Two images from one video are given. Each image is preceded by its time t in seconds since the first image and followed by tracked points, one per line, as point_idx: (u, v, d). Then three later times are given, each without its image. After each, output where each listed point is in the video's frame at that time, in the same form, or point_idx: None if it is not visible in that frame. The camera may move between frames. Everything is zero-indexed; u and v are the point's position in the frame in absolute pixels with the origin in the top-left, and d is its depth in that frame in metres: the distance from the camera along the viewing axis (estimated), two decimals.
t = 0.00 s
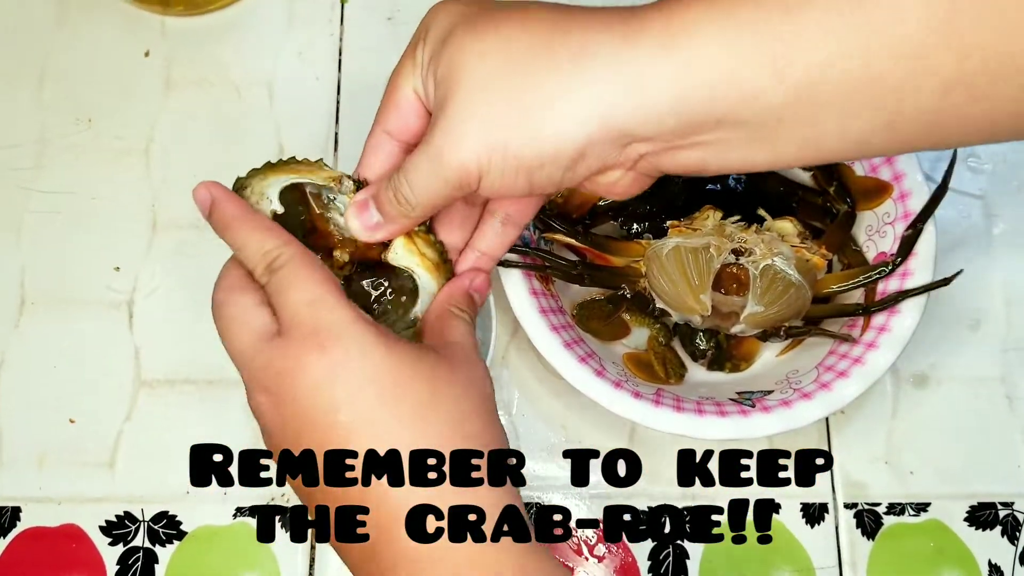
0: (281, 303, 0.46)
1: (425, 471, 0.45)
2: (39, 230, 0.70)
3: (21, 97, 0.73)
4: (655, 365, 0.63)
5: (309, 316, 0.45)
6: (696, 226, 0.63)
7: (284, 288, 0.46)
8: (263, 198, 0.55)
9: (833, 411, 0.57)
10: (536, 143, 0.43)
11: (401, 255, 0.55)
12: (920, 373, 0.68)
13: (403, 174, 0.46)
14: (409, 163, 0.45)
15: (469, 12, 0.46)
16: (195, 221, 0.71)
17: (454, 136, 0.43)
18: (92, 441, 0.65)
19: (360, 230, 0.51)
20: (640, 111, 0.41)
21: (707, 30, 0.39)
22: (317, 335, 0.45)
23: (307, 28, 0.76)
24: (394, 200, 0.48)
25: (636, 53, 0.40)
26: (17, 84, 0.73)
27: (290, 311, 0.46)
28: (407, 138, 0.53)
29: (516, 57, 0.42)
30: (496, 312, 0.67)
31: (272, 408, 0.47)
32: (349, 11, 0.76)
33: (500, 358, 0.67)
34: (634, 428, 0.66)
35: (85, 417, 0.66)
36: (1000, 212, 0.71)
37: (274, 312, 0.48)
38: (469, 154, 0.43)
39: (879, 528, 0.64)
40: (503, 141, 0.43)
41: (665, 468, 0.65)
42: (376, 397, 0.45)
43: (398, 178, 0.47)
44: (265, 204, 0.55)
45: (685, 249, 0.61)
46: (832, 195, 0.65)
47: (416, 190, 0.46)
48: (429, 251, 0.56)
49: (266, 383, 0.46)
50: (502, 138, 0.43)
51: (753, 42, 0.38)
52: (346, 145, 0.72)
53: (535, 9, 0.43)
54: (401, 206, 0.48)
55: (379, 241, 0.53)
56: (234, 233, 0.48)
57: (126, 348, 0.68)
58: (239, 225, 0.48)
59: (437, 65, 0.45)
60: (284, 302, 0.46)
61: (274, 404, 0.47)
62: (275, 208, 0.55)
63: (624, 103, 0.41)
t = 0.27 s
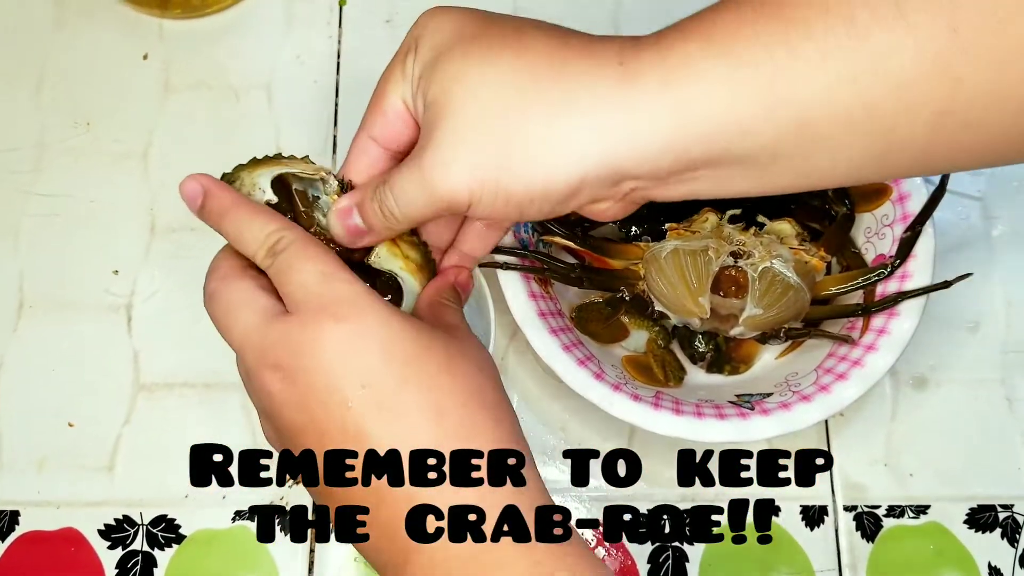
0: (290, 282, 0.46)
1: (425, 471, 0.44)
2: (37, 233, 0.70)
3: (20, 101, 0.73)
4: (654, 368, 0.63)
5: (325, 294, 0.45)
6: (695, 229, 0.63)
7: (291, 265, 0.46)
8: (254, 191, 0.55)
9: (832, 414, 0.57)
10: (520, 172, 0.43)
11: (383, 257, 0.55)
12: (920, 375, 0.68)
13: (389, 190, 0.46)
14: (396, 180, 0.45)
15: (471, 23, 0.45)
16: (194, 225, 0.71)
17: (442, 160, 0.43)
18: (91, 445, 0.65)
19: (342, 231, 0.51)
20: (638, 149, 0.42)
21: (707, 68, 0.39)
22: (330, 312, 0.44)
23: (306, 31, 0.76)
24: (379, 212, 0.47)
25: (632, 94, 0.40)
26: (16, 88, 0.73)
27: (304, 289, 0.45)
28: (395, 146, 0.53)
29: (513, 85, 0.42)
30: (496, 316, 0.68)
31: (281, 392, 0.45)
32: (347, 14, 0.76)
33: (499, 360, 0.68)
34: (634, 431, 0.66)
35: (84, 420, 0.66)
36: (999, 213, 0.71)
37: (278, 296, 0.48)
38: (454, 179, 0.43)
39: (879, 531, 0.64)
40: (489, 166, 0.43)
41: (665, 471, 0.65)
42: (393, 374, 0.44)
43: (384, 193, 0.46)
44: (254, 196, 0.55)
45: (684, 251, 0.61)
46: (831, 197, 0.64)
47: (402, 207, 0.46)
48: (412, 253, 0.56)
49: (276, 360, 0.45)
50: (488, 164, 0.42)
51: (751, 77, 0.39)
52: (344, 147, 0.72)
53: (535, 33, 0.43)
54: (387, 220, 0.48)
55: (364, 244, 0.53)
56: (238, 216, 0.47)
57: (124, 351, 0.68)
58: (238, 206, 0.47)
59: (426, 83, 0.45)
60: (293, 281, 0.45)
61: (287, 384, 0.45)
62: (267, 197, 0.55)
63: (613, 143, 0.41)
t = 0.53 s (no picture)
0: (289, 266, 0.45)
1: (425, 471, 0.43)
2: (36, 234, 0.70)
3: (19, 103, 0.73)
4: (653, 368, 0.63)
5: (317, 276, 0.44)
6: (694, 229, 0.63)
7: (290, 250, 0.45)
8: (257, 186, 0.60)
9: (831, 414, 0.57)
10: (513, 210, 0.43)
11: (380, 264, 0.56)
12: (919, 374, 0.68)
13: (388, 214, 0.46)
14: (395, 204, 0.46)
15: (472, 44, 0.45)
16: (193, 225, 0.71)
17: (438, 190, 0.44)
18: (90, 445, 0.65)
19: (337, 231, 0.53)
20: (631, 192, 0.42)
21: (708, 110, 0.40)
22: (330, 295, 0.44)
23: (304, 32, 0.76)
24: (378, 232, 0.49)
25: (626, 141, 0.41)
26: (14, 89, 0.73)
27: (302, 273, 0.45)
28: (385, 159, 0.53)
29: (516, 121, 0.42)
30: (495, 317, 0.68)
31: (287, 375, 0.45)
32: (346, 15, 0.76)
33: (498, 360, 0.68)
34: (633, 431, 0.66)
35: (83, 422, 0.66)
36: (998, 213, 0.71)
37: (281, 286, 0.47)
38: (450, 212, 0.44)
39: (878, 531, 0.64)
40: (484, 199, 0.43)
41: (664, 472, 0.65)
42: (396, 355, 0.44)
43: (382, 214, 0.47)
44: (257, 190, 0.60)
45: (682, 252, 0.61)
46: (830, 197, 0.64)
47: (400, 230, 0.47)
48: (408, 255, 0.56)
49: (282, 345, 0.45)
50: (483, 200, 0.43)
51: (751, 120, 0.39)
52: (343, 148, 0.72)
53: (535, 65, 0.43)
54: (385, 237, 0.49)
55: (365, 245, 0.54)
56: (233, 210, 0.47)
57: (123, 352, 0.68)
58: (235, 201, 0.47)
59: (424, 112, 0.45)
60: (293, 269, 0.45)
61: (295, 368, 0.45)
62: (265, 193, 0.60)
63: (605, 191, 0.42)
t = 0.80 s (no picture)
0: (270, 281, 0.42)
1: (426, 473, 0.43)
2: (34, 234, 0.70)
3: (17, 103, 0.73)
4: (652, 367, 0.63)
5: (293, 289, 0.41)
6: (692, 228, 0.63)
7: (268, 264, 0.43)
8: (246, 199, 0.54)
9: (829, 412, 0.57)
10: (536, 188, 0.39)
11: (386, 259, 0.55)
12: (918, 373, 0.68)
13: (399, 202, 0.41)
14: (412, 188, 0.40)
15: (472, 19, 0.43)
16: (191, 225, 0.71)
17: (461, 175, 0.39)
18: (89, 445, 0.65)
19: (342, 238, 0.46)
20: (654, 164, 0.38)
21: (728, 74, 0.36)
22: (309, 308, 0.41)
23: (303, 32, 0.76)
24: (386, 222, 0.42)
25: (649, 113, 0.37)
26: (13, 90, 0.73)
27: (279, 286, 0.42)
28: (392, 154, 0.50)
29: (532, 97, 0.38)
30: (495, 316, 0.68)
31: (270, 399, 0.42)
32: (344, 14, 0.76)
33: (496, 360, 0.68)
34: (632, 430, 0.66)
35: (82, 421, 0.66)
36: (996, 212, 0.71)
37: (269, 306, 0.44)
38: (472, 197, 0.39)
39: (877, 529, 0.64)
40: (508, 179, 0.39)
41: (663, 471, 0.65)
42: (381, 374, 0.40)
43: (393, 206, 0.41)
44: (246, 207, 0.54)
45: (680, 251, 0.61)
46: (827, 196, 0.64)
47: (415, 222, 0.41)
48: (412, 257, 0.56)
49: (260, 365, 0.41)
50: (508, 185, 0.39)
51: (777, 85, 0.36)
52: (341, 148, 0.72)
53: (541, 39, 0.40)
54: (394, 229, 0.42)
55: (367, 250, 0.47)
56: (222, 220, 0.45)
57: (122, 352, 0.68)
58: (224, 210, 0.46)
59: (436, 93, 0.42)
60: (278, 287, 0.42)
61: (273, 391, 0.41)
62: (257, 208, 0.54)
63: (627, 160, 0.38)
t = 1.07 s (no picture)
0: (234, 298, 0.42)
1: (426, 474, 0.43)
2: (35, 234, 0.70)
3: (17, 103, 0.73)
4: (651, 367, 0.62)
5: (264, 319, 0.41)
6: (692, 228, 0.64)
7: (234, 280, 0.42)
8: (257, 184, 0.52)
9: (829, 411, 0.57)
10: (570, 58, 0.41)
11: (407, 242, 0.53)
12: (918, 373, 0.68)
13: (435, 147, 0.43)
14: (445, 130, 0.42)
15: None
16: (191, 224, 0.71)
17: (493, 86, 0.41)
18: (89, 444, 0.65)
19: (403, 221, 0.49)
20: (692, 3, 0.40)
21: None
22: (271, 337, 0.41)
23: (302, 31, 0.76)
24: (434, 180, 0.44)
25: None
26: (12, 89, 0.73)
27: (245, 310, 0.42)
28: (386, 96, 0.54)
29: None
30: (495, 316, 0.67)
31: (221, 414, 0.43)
32: (344, 13, 0.76)
33: (496, 359, 0.68)
34: (632, 430, 0.66)
35: (82, 420, 0.66)
36: (996, 212, 0.71)
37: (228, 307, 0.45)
38: (511, 97, 0.41)
39: (877, 529, 0.64)
40: (542, 68, 0.41)
41: (663, 472, 0.65)
42: (338, 409, 0.41)
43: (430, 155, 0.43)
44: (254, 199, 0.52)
45: (680, 251, 0.61)
46: (827, 196, 0.64)
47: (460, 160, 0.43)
48: (437, 250, 0.54)
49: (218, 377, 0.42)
50: (539, 73, 0.41)
51: None
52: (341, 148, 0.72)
53: None
54: (444, 185, 0.44)
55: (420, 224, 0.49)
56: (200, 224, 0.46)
57: (122, 351, 0.68)
58: (205, 202, 0.46)
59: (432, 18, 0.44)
60: (228, 291, 0.42)
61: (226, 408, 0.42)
62: (263, 196, 0.52)
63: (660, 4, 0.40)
